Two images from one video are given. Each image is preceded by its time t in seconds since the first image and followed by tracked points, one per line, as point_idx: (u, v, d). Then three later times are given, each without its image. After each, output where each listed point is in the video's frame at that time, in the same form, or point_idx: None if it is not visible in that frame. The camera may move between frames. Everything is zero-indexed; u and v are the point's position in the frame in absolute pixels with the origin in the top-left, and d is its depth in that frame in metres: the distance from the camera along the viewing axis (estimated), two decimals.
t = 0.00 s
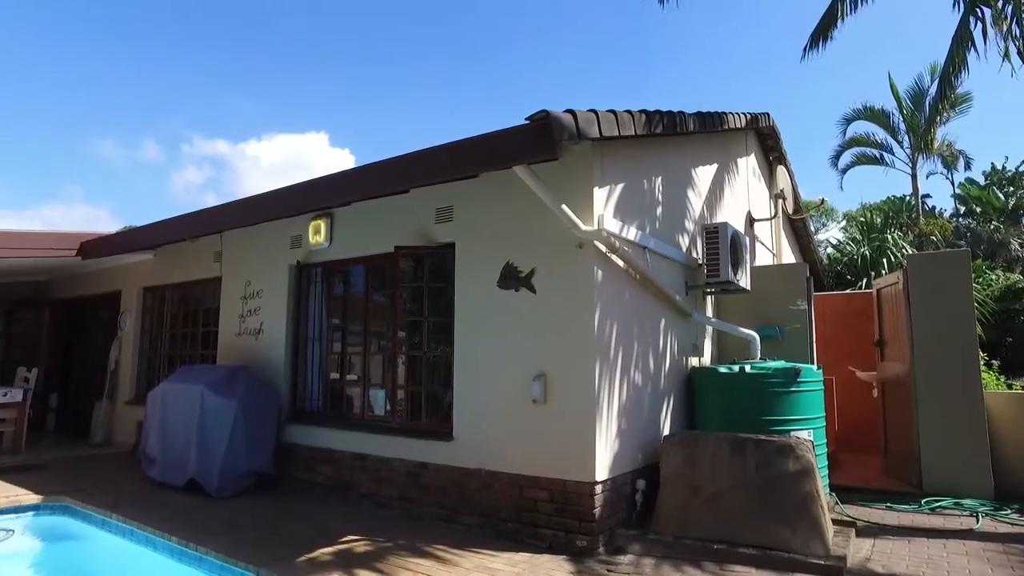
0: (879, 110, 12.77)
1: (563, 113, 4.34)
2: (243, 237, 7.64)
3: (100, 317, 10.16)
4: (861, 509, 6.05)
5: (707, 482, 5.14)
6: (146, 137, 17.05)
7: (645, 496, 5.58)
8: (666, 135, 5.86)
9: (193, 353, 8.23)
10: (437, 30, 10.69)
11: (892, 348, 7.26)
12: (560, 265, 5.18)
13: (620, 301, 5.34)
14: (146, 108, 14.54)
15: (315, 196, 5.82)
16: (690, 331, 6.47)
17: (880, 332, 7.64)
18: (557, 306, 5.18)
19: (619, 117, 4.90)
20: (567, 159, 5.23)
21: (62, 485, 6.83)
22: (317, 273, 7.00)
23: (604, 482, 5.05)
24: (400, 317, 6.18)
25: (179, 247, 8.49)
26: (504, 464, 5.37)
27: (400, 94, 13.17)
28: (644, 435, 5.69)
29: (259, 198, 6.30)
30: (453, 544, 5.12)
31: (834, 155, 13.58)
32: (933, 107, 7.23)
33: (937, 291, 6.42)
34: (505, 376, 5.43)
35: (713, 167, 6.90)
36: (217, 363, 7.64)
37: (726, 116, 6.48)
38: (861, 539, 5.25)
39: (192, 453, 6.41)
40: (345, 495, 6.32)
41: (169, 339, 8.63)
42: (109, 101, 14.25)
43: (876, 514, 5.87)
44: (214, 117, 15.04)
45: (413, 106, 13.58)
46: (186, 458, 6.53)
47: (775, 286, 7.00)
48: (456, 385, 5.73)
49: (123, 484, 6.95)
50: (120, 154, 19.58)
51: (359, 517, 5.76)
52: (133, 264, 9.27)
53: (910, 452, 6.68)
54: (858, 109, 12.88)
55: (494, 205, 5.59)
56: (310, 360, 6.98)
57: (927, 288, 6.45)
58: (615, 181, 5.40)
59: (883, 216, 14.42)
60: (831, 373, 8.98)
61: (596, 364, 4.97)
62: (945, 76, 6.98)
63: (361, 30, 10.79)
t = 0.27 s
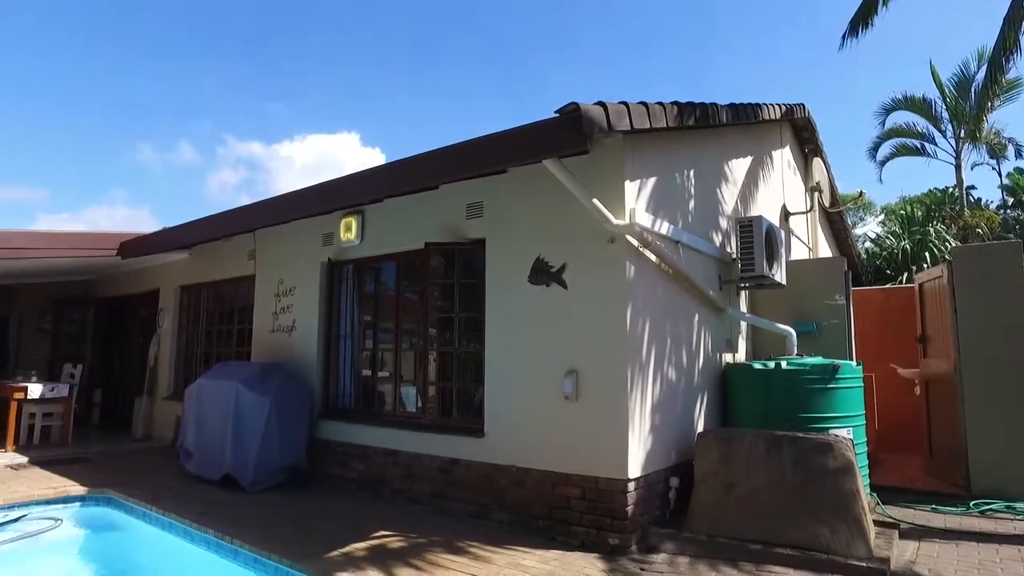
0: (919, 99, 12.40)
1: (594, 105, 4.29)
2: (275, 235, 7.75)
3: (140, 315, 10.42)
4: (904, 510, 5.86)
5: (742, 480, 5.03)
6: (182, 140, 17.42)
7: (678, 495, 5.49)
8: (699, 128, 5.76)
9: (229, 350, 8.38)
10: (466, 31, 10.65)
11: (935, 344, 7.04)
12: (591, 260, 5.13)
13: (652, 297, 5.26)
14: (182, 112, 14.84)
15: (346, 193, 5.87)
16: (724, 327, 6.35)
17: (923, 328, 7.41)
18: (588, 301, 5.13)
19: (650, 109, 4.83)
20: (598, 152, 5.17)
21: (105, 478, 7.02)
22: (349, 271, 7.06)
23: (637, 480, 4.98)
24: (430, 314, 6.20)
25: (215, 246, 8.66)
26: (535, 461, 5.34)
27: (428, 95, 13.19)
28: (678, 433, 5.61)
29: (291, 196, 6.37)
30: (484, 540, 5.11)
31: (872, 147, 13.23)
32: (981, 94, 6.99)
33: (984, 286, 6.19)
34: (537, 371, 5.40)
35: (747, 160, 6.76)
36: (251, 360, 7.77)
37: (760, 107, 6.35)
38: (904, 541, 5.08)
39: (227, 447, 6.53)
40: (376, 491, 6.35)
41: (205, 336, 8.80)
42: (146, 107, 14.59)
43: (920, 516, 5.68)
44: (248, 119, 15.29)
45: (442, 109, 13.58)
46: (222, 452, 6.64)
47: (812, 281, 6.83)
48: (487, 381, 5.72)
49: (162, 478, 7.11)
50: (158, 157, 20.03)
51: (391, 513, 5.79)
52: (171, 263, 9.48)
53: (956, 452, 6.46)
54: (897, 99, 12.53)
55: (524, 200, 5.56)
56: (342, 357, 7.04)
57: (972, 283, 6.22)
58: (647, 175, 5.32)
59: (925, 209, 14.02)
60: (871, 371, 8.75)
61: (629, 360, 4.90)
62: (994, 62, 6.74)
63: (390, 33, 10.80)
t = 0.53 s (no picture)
0: (965, 88, 11.89)
1: (626, 99, 4.23)
2: (309, 235, 7.85)
3: (179, 314, 10.68)
4: (953, 515, 5.66)
5: (781, 480, 4.92)
6: (218, 142, 17.77)
7: (714, 495, 5.39)
8: (733, 121, 5.64)
9: (265, 348, 8.52)
10: (496, 33, 10.63)
11: (984, 342, 6.79)
12: (624, 257, 5.07)
13: (687, 294, 5.18)
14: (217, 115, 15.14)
15: (379, 191, 5.92)
16: (760, 324, 6.23)
17: (970, 325, 7.15)
18: (621, 298, 5.07)
19: (684, 102, 4.74)
20: (631, 147, 5.11)
21: (147, 472, 7.21)
22: (381, 269, 7.12)
23: (672, 480, 4.90)
24: (462, 312, 6.21)
25: (250, 246, 8.81)
26: (569, 459, 5.31)
27: (457, 94, 13.21)
28: (714, 431, 5.51)
29: (324, 196, 6.45)
30: (517, 539, 5.10)
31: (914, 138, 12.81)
32: None
33: None
34: (570, 369, 5.36)
35: (783, 153, 6.61)
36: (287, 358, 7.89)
37: (797, 99, 6.19)
38: (953, 547, 4.90)
39: (263, 444, 6.63)
40: (410, 489, 6.39)
41: (242, 335, 8.97)
42: (183, 112, 14.94)
43: (970, 520, 5.47)
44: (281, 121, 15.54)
45: (471, 110, 13.60)
46: (258, 448, 6.75)
47: (851, 277, 6.65)
48: (520, 379, 5.70)
49: (202, 473, 7.27)
50: (195, 160, 20.46)
51: (424, 510, 5.82)
52: (209, 263, 9.68)
53: (1008, 454, 6.22)
54: (941, 88, 11.97)
55: (556, 197, 5.52)
56: (375, 355, 7.10)
57: None
58: (680, 170, 5.23)
59: (971, 201, 13.58)
60: (915, 369, 8.49)
61: (663, 358, 4.83)
62: None
63: (420, 33, 10.84)
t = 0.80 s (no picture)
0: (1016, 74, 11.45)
1: (660, 92, 4.17)
2: (344, 234, 7.96)
3: (219, 313, 10.93)
4: (1007, 520, 5.45)
5: (823, 482, 4.80)
6: (255, 144, 18.13)
7: (753, 496, 5.29)
8: (771, 114, 5.53)
9: (302, 347, 8.66)
10: (530, 32, 10.60)
11: None
12: (661, 253, 5.01)
13: (724, 291, 5.10)
14: (254, 118, 15.45)
15: (413, 190, 5.96)
16: (799, 321, 6.09)
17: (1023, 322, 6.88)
18: (657, 295, 5.02)
19: (720, 95, 4.64)
20: (666, 142, 5.05)
21: (190, 467, 7.40)
22: (416, 268, 7.17)
23: (710, 479, 4.83)
24: (497, 310, 6.21)
25: (287, 246, 8.96)
26: (604, 458, 5.27)
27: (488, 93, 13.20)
28: (753, 431, 5.41)
29: (359, 196, 6.52)
30: (552, 538, 5.08)
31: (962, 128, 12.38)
32: None
33: None
34: (605, 367, 5.32)
35: (823, 146, 6.45)
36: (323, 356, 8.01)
37: (838, 90, 6.03)
38: (1008, 554, 4.71)
39: (301, 441, 6.73)
40: (445, 486, 6.42)
41: (280, 333, 9.13)
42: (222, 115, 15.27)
43: None
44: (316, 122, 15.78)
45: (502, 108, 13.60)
46: (296, 445, 6.86)
47: (895, 273, 6.46)
48: (555, 377, 5.69)
49: (243, 469, 7.43)
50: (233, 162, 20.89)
51: (460, 508, 5.84)
52: (247, 263, 9.87)
53: None
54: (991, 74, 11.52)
55: (591, 194, 5.49)
56: (410, 353, 7.16)
57: None
58: (717, 165, 5.14)
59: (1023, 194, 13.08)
60: (964, 368, 8.21)
61: (701, 356, 4.76)
62: None
63: (451, 32, 10.87)
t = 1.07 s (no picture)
0: None
1: (701, 83, 4.10)
2: (383, 231, 8.05)
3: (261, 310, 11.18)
4: None
5: (872, 481, 4.66)
6: (294, 145, 18.45)
7: (797, 495, 5.17)
8: (815, 104, 5.39)
9: (342, 343, 8.81)
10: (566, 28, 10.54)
11: None
12: (701, 248, 4.93)
13: (768, 285, 4.99)
14: (293, 119, 15.73)
15: (451, 186, 6.00)
16: (845, 316, 5.94)
17: None
18: (698, 289, 4.94)
19: (762, 85, 4.53)
20: (706, 134, 4.96)
21: (235, 460, 7.59)
22: (454, 264, 7.22)
23: (753, 477, 4.73)
24: (535, 305, 6.21)
25: (327, 243, 9.11)
26: (644, 455, 5.21)
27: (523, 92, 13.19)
28: (797, 428, 5.29)
29: (397, 193, 6.59)
30: (591, 535, 5.05)
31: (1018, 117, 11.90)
32: None
33: None
34: (646, 362, 5.26)
35: (868, 136, 6.27)
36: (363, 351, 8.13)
37: (885, 78, 5.85)
38: None
39: (341, 435, 6.84)
40: (484, 482, 6.46)
41: (320, 330, 9.29)
42: (263, 116, 15.59)
43: None
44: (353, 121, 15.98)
45: (537, 105, 13.56)
46: (337, 439, 6.97)
47: (947, 266, 6.24)
48: (594, 373, 5.66)
49: (285, 462, 7.59)
50: (273, 163, 21.31)
51: (498, 504, 5.85)
52: (288, 261, 10.07)
53: None
54: None
55: (631, 187, 5.44)
56: (448, 349, 7.21)
57: None
58: (759, 156, 5.04)
59: None
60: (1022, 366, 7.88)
61: (743, 351, 4.67)
62: None
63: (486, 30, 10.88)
